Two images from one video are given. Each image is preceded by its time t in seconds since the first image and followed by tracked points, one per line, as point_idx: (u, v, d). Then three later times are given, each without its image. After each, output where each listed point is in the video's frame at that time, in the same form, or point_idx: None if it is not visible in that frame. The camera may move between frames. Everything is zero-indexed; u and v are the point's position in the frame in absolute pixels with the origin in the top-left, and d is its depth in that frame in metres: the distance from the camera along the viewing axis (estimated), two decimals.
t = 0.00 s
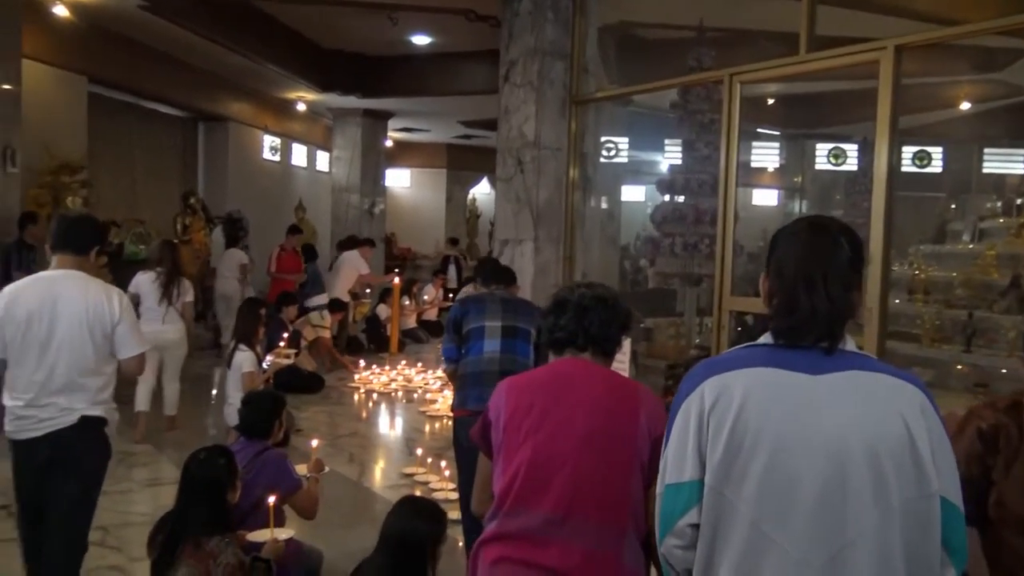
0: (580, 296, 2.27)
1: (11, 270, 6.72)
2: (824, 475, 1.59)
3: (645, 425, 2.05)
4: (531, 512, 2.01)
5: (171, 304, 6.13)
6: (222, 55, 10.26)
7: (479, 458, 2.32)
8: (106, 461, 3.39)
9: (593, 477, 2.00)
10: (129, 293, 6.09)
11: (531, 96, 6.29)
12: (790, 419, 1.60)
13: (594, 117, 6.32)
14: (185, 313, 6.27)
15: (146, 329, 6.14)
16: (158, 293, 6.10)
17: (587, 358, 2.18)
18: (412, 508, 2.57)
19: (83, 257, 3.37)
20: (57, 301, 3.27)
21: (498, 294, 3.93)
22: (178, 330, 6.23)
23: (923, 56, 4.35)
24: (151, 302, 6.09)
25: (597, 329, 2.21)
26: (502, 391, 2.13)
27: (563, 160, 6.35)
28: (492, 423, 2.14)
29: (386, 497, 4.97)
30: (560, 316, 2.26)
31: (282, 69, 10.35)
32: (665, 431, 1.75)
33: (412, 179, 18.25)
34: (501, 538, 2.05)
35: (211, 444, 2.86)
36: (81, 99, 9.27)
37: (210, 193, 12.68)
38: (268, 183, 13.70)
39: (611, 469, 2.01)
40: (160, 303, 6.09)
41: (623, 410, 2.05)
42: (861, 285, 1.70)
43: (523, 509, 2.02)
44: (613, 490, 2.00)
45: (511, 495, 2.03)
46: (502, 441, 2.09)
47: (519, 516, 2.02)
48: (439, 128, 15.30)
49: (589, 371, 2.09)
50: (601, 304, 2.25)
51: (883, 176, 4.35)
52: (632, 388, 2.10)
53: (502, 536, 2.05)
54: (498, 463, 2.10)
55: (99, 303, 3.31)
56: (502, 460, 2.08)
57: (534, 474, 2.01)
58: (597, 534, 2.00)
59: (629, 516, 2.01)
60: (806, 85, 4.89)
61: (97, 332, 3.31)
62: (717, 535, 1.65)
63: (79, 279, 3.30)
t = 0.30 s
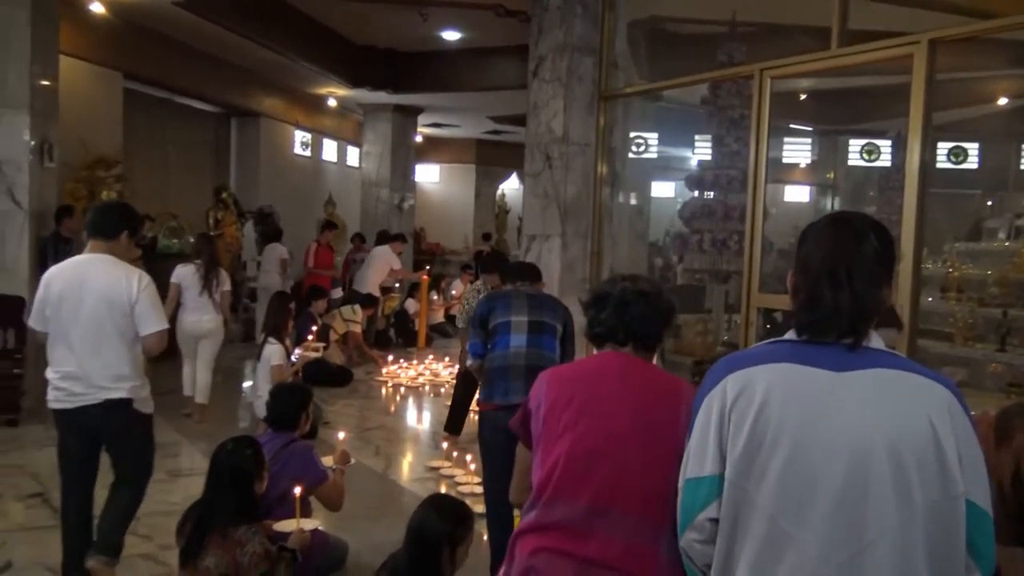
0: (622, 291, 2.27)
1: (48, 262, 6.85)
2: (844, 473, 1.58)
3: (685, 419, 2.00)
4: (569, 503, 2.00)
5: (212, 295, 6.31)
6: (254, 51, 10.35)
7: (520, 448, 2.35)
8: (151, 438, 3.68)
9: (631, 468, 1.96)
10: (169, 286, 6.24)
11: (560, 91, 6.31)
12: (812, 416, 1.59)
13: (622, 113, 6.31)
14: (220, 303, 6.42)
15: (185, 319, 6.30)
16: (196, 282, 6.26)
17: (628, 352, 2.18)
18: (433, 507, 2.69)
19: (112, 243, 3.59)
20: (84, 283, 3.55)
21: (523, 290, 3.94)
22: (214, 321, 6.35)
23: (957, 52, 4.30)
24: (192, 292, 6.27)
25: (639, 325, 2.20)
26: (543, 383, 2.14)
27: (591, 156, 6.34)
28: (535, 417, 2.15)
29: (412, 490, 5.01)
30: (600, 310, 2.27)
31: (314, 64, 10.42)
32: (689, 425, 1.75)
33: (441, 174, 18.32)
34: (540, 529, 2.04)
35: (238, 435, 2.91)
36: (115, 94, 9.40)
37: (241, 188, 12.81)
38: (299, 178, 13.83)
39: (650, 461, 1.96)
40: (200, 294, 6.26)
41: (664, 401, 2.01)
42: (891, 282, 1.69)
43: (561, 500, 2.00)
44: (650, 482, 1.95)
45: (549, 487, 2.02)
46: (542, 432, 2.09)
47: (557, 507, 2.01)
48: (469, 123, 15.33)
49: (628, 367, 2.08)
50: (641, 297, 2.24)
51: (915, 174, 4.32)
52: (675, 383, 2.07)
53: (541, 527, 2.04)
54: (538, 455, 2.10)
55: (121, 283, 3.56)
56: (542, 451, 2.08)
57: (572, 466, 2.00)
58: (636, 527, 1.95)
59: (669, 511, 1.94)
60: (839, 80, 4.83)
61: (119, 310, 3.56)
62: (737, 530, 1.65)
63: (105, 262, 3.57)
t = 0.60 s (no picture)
0: (660, 291, 2.27)
1: (79, 256, 6.97)
2: (874, 464, 1.56)
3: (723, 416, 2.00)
4: (604, 496, 2.00)
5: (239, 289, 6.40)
6: (281, 49, 10.44)
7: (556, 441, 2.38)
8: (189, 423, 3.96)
9: (666, 463, 1.96)
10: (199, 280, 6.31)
11: (585, 88, 6.32)
12: (844, 406, 1.58)
13: (648, 109, 6.30)
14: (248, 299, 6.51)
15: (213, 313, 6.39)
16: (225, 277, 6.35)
17: (665, 351, 2.18)
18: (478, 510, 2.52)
19: (164, 244, 3.85)
20: (134, 279, 3.77)
21: (549, 289, 3.96)
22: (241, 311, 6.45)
23: (988, 46, 4.24)
24: (220, 287, 6.35)
25: (676, 325, 2.20)
26: (579, 378, 2.15)
27: (615, 153, 6.34)
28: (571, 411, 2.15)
29: (436, 485, 5.05)
30: (638, 310, 2.27)
31: (340, 62, 10.49)
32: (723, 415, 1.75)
33: (467, 171, 18.36)
34: (572, 521, 2.05)
35: (263, 428, 2.92)
36: (145, 92, 9.52)
37: (268, 185, 12.93)
38: (326, 176, 13.93)
39: (684, 456, 1.96)
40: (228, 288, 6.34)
41: (699, 398, 2.01)
42: (933, 279, 1.67)
43: (596, 493, 2.01)
44: (685, 477, 1.95)
45: (584, 479, 2.03)
46: (578, 426, 2.10)
47: (591, 499, 2.01)
48: (495, 120, 15.34)
49: (666, 363, 2.08)
50: (678, 297, 2.24)
51: (944, 170, 4.28)
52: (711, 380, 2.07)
53: (575, 519, 2.05)
54: (574, 449, 2.11)
55: (166, 281, 3.76)
56: (577, 445, 2.09)
57: (608, 459, 2.00)
58: (669, 521, 1.95)
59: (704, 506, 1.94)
60: (869, 77, 4.78)
61: (165, 306, 3.77)
62: (763, 516, 1.65)
63: (154, 261, 3.79)
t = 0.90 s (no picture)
0: (686, 291, 2.27)
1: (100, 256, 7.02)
2: (902, 457, 1.55)
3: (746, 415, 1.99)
4: (625, 491, 2.00)
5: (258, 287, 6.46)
6: (298, 49, 10.49)
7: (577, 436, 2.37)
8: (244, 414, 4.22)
9: (688, 460, 1.96)
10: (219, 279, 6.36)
11: (601, 86, 6.34)
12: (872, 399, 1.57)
13: (665, 108, 6.28)
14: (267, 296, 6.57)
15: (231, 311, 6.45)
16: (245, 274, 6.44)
17: (689, 350, 2.18)
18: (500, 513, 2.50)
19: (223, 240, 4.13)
20: (191, 273, 4.02)
21: (568, 289, 3.96)
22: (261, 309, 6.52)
23: (1008, 42, 4.20)
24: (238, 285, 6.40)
25: (701, 325, 2.20)
26: (602, 375, 2.16)
27: (632, 153, 6.35)
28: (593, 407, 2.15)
29: (452, 483, 5.07)
30: (663, 310, 2.27)
31: (357, 62, 10.54)
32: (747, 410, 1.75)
33: (483, 170, 18.38)
34: (593, 517, 2.06)
35: (281, 425, 2.93)
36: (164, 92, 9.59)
37: (286, 184, 13.01)
38: (343, 175, 13.99)
39: (707, 455, 1.96)
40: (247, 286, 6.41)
41: (722, 399, 2.00)
42: (961, 279, 1.67)
43: (617, 487, 2.01)
44: (707, 474, 1.95)
45: (605, 474, 2.03)
46: (600, 422, 2.10)
47: (613, 494, 2.01)
48: (512, 119, 15.35)
49: (689, 361, 2.07)
50: (704, 298, 2.23)
51: (963, 168, 4.24)
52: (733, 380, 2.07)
53: (596, 514, 2.05)
54: (595, 444, 2.11)
55: (220, 276, 4.00)
56: (598, 440, 2.09)
57: (630, 454, 2.00)
58: (690, 520, 1.95)
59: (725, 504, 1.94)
60: (889, 74, 4.74)
61: (218, 300, 4.01)
62: (787, 510, 1.64)
63: (210, 257, 4.04)
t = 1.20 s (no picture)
0: (706, 301, 2.28)
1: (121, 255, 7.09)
2: (904, 463, 1.51)
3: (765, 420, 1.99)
4: (641, 489, 2.00)
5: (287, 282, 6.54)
6: (316, 49, 10.52)
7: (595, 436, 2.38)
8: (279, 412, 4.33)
9: (705, 460, 1.95)
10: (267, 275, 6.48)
11: (618, 84, 6.35)
12: (878, 405, 1.54)
13: (682, 105, 6.26)
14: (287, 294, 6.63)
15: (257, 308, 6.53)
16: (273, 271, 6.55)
17: (709, 355, 2.17)
18: (512, 505, 2.50)
19: (262, 239, 4.20)
20: (228, 272, 4.13)
21: (586, 285, 3.95)
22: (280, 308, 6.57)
23: None
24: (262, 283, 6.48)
25: (720, 331, 2.20)
26: (622, 377, 2.17)
27: (648, 150, 6.38)
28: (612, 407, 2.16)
29: (469, 481, 5.08)
30: (682, 316, 2.28)
31: (375, 61, 10.57)
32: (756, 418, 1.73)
33: (500, 169, 18.39)
34: (608, 514, 2.06)
35: (298, 422, 2.94)
36: (183, 92, 9.66)
37: (304, 183, 13.08)
38: (361, 174, 14.05)
39: (723, 454, 1.95)
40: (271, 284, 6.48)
41: (740, 398, 2.01)
42: (976, 293, 1.64)
43: (634, 484, 2.01)
44: (724, 473, 1.95)
45: (622, 472, 2.03)
46: (618, 422, 2.11)
47: (629, 492, 2.01)
48: (529, 117, 15.34)
49: (708, 365, 2.08)
50: (725, 307, 2.24)
51: (983, 166, 4.21)
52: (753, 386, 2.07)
53: (611, 511, 2.05)
54: (613, 443, 2.11)
55: (254, 275, 4.08)
56: (616, 439, 2.09)
57: (647, 453, 2.00)
58: (705, 518, 1.95)
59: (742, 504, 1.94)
60: (910, 69, 4.69)
61: (252, 298, 4.10)
62: (788, 515, 1.61)
63: (247, 256, 4.12)
